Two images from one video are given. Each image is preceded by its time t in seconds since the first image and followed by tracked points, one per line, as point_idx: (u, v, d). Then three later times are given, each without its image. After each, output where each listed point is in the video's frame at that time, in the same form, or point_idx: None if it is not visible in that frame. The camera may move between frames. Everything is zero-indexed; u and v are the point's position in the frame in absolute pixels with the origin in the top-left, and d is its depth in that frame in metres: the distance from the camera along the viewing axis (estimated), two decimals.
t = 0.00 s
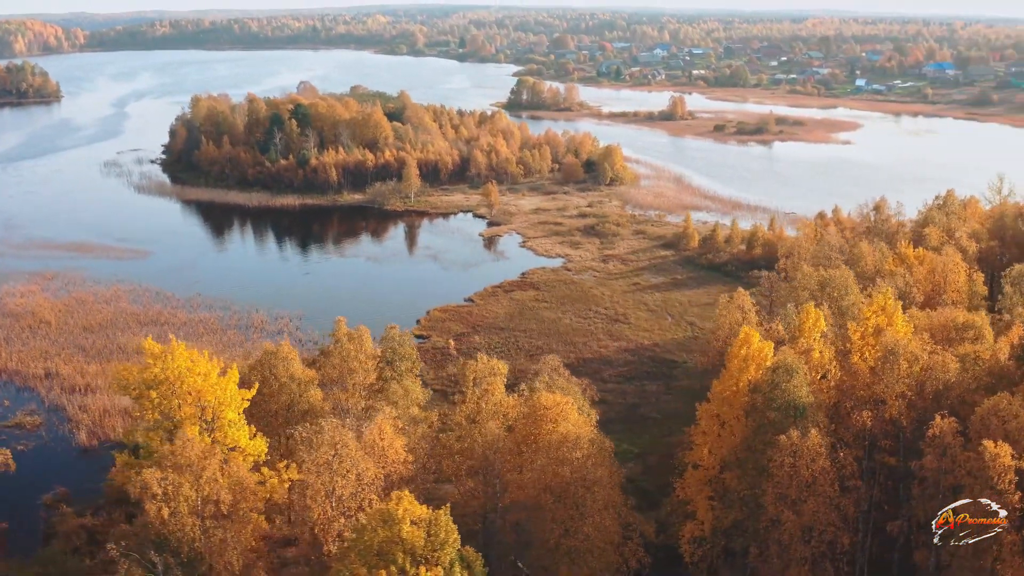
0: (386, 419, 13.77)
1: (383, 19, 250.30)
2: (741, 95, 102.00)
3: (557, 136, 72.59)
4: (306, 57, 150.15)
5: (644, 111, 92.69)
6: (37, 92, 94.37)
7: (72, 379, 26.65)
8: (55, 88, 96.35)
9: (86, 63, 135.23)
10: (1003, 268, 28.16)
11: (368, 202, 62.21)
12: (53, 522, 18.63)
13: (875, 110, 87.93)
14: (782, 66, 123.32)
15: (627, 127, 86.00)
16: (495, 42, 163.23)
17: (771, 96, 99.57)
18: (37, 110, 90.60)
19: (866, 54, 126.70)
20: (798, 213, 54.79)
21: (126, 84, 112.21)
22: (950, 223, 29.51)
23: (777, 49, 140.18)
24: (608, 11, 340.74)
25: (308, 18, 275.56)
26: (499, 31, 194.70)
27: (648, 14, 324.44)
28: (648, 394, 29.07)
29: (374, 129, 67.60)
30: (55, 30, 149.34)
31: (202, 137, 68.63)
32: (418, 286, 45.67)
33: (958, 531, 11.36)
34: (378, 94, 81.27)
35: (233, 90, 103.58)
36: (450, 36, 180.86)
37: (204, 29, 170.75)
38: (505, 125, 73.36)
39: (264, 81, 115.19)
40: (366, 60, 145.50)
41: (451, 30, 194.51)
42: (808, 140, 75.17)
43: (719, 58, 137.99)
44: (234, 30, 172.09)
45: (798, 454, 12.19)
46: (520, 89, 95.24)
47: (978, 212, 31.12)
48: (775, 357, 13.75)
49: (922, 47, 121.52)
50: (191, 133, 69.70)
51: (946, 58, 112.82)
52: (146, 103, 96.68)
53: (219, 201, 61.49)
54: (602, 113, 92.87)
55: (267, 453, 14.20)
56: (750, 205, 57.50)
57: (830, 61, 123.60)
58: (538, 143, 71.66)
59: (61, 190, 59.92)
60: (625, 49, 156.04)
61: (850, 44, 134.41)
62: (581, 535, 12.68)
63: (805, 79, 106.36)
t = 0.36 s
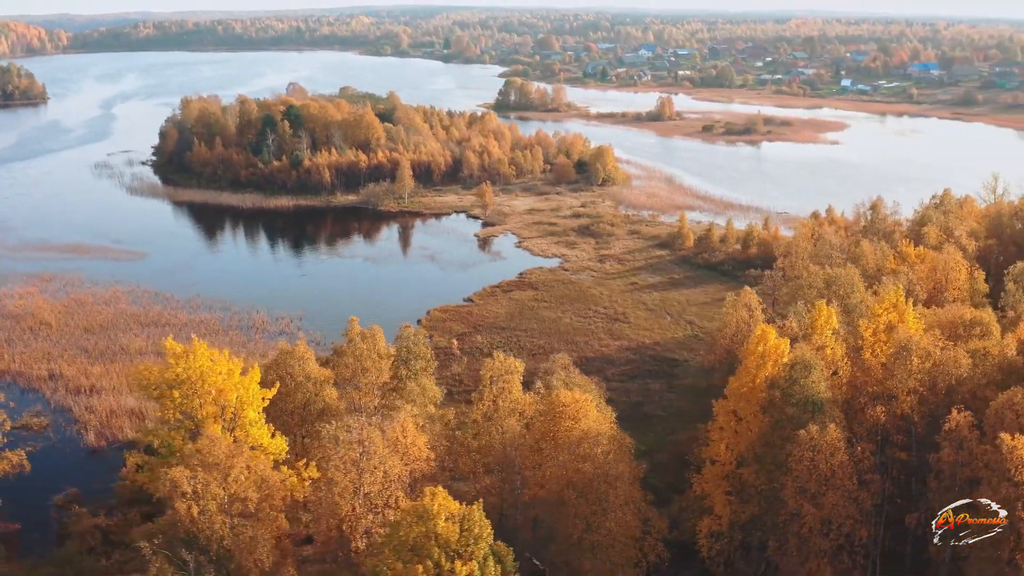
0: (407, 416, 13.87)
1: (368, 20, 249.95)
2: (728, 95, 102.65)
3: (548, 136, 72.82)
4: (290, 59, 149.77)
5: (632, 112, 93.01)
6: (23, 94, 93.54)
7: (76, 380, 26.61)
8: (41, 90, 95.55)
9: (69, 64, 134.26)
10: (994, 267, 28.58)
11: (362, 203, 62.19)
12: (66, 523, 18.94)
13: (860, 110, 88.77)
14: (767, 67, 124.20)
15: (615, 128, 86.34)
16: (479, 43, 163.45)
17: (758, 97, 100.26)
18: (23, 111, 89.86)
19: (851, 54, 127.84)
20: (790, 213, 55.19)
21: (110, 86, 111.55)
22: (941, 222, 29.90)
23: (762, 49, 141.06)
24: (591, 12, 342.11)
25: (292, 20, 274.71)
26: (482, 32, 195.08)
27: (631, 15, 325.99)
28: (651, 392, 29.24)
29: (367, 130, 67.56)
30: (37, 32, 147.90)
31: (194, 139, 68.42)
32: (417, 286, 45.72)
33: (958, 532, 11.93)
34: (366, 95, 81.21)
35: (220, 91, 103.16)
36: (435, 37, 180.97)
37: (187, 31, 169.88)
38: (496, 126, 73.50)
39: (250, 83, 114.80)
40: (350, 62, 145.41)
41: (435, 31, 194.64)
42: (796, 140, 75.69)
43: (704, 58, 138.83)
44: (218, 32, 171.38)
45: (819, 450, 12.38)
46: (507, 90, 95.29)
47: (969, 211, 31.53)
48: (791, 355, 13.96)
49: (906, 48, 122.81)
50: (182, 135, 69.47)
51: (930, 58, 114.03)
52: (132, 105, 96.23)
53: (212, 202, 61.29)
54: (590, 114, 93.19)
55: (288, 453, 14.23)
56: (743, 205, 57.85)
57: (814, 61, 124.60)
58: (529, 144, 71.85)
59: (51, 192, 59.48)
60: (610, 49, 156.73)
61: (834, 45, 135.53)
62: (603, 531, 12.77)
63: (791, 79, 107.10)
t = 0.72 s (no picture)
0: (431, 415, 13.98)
1: (354, 21, 249.37)
2: (717, 95, 103.14)
3: (542, 137, 73.00)
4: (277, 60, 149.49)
5: (623, 112, 93.27)
6: (12, 95, 92.98)
7: (84, 381, 26.65)
8: (31, 91, 95.01)
9: (55, 66, 133.39)
10: (990, 265, 28.82)
11: (359, 204, 62.19)
12: (83, 523, 19.05)
13: (850, 110, 89.38)
14: (755, 67, 124.85)
15: (606, 128, 86.66)
16: (467, 44, 163.63)
17: (747, 97, 100.78)
18: (13, 113, 89.34)
19: (838, 55, 128.60)
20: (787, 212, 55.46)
21: (98, 88, 111.07)
22: (938, 222, 30.16)
23: (749, 49, 141.66)
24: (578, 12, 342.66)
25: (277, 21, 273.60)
26: (469, 32, 195.25)
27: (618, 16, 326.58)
28: (657, 391, 29.40)
29: (362, 131, 67.59)
30: (21, 33, 146.75)
31: (189, 140, 68.26)
32: (419, 286, 45.78)
33: (957, 531, 12.56)
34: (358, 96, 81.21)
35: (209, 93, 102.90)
36: (422, 38, 180.91)
37: (173, 32, 169.04)
38: (489, 127, 73.63)
39: (239, 84, 114.57)
40: (337, 63, 145.36)
41: (421, 32, 194.61)
42: (788, 140, 76.08)
43: (692, 59, 139.40)
44: (205, 33, 170.91)
45: (840, 444, 12.59)
46: (498, 91, 95.38)
47: (963, 210, 31.74)
48: (810, 353, 14.15)
49: (893, 48, 123.72)
50: (177, 136, 69.30)
51: (918, 58, 114.86)
52: (122, 107, 95.90)
53: (210, 203, 61.18)
54: (581, 114, 93.45)
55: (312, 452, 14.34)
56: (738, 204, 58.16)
57: (802, 62, 125.26)
58: (523, 144, 72.00)
59: (47, 194, 59.24)
60: (598, 50, 157.14)
61: (821, 45, 136.27)
62: (628, 526, 12.90)
63: (779, 79, 107.62)
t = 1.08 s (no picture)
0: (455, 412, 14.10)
1: (343, 22, 249.51)
2: (709, 95, 103.54)
3: (538, 138, 73.16)
4: (267, 61, 149.33)
5: (616, 113, 93.46)
6: (4, 97, 92.65)
7: (93, 381, 26.71)
8: (22, 92, 94.71)
9: (43, 67, 132.81)
10: (993, 263, 29.03)
11: (357, 204, 62.25)
12: (99, 523, 19.16)
13: (841, 110, 89.88)
14: (746, 68, 125.37)
15: (599, 129, 86.88)
16: (458, 45, 163.96)
17: (739, 97, 101.20)
18: (5, 114, 89.01)
19: (828, 55, 129.21)
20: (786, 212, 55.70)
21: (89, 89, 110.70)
22: (941, 221, 30.38)
23: (739, 49, 142.12)
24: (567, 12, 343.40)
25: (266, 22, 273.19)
26: (458, 33, 195.44)
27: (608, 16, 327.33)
28: (665, 390, 29.57)
29: (359, 131, 67.70)
30: (10, 34, 146.07)
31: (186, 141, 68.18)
32: (421, 286, 45.85)
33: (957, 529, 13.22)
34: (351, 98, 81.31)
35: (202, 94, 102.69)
36: (412, 39, 181.06)
37: (162, 33, 168.54)
38: (484, 127, 73.78)
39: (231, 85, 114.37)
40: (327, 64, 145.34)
41: (411, 32, 194.74)
42: (781, 140, 76.40)
43: (683, 59, 139.89)
44: (194, 34, 170.39)
45: (861, 438, 12.79)
46: (491, 91, 95.50)
47: (961, 209, 31.95)
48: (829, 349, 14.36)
49: (884, 48, 124.46)
50: (175, 137, 69.23)
51: (908, 58, 115.54)
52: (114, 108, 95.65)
53: (208, 204, 61.17)
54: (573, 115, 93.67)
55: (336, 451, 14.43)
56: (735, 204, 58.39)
57: (792, 62, 125.77)
58: (519, 145, 72.15)
59: (44, 195, 59.13)
60: (589, 51, 157.57)
61: (811, 45, 136.97)
62: (653, 521, 13.04)
63: (771, 79, 108.01)
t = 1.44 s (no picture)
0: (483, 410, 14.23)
1: (332, 22, 249.60)
2: (701, 96, 103.85)
3: (535, 138, 73.28)
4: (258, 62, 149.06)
5: (612, 113, 93.58)
6: None
7: (104, 381, 26.76)
8: (15, 94, 94.38)
9: (33, 68, 132.19)
10: (999, 262, 29.25)
11: (357, 205, 62.32)
12: (120, 523, 19.28)
13: (834, 110, 90.33)
14: (737, 68, 125.77)
15: (594, 129, 87.06)
16: (448, 46, 164.07)
17: (731, 97, 101.56)
18: None
19: (819, 55, 129.75)
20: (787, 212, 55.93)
21: (80, 91, 110.23)
22: (946, 220, 30.61)
23: (730, 49, 142.57)
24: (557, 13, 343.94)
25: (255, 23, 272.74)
26: (448, 34, 195.63)
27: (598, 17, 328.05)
28: (675, 389, 29.72)
29: (357, 132, 67.77)
30: None
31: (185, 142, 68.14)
32: (426, 286, 45.96)
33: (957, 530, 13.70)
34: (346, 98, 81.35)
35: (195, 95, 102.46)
36: (402, 39, 181.19)
37: (151, 35, 168.02)
38: (480, 128, 73.90)
39: (223, 86, 114.05)
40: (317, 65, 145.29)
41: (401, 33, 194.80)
42: (775, 140, 76.66)
43: (674, 60, 140.38)
44: (184, 35, 169.77)
45: (884, 433, 12.97)
46: (484, 92, 95.55)
47: (964, 208, 32.17)
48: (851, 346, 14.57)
49: (874, 48, 125.15)
50: (174, 138, 69.16)
51: (899, 58, 116.12)
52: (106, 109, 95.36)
53: (209, 206, 61.19)
54: (566, 115, 93.83)
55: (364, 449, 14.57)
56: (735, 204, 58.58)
57: (784, 62, 126.25)
58: (517, 145, 72.29)
59: (44, 197, 59.10)
60: (580, 51, 157.95)
61: (801, 46, 137.54)
62: (682, 515, 13.21)
63: (763, 79, 108.43)
